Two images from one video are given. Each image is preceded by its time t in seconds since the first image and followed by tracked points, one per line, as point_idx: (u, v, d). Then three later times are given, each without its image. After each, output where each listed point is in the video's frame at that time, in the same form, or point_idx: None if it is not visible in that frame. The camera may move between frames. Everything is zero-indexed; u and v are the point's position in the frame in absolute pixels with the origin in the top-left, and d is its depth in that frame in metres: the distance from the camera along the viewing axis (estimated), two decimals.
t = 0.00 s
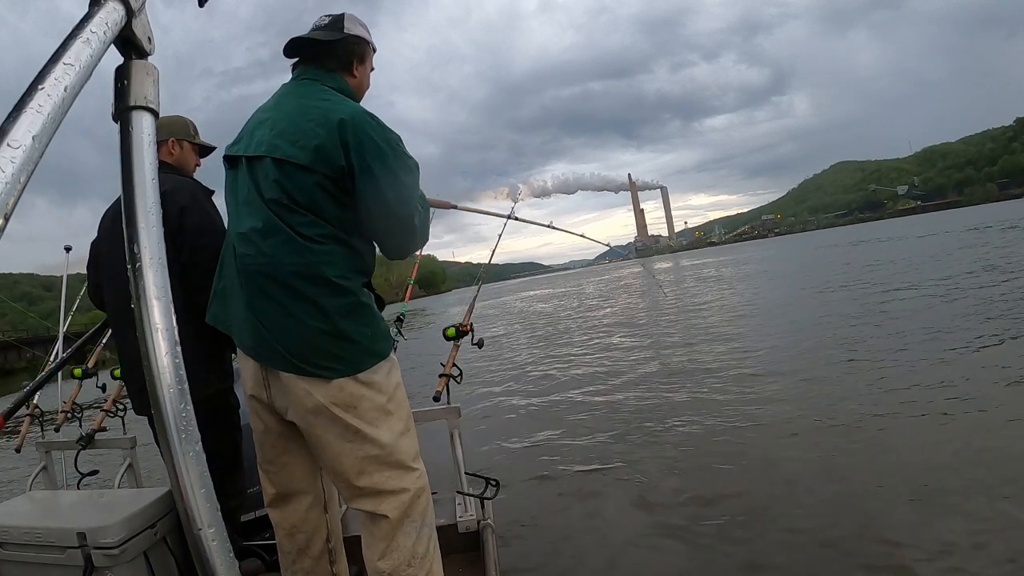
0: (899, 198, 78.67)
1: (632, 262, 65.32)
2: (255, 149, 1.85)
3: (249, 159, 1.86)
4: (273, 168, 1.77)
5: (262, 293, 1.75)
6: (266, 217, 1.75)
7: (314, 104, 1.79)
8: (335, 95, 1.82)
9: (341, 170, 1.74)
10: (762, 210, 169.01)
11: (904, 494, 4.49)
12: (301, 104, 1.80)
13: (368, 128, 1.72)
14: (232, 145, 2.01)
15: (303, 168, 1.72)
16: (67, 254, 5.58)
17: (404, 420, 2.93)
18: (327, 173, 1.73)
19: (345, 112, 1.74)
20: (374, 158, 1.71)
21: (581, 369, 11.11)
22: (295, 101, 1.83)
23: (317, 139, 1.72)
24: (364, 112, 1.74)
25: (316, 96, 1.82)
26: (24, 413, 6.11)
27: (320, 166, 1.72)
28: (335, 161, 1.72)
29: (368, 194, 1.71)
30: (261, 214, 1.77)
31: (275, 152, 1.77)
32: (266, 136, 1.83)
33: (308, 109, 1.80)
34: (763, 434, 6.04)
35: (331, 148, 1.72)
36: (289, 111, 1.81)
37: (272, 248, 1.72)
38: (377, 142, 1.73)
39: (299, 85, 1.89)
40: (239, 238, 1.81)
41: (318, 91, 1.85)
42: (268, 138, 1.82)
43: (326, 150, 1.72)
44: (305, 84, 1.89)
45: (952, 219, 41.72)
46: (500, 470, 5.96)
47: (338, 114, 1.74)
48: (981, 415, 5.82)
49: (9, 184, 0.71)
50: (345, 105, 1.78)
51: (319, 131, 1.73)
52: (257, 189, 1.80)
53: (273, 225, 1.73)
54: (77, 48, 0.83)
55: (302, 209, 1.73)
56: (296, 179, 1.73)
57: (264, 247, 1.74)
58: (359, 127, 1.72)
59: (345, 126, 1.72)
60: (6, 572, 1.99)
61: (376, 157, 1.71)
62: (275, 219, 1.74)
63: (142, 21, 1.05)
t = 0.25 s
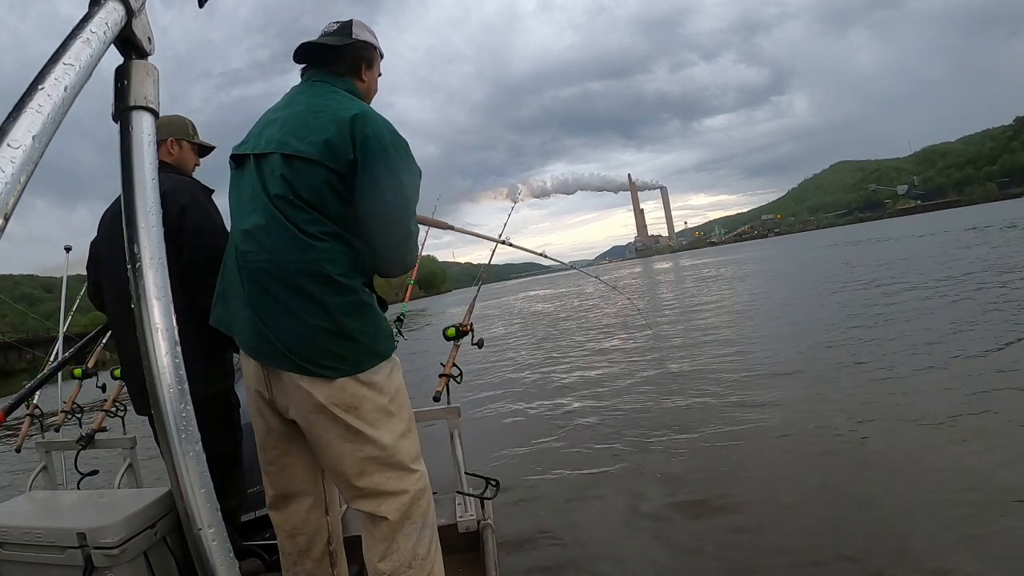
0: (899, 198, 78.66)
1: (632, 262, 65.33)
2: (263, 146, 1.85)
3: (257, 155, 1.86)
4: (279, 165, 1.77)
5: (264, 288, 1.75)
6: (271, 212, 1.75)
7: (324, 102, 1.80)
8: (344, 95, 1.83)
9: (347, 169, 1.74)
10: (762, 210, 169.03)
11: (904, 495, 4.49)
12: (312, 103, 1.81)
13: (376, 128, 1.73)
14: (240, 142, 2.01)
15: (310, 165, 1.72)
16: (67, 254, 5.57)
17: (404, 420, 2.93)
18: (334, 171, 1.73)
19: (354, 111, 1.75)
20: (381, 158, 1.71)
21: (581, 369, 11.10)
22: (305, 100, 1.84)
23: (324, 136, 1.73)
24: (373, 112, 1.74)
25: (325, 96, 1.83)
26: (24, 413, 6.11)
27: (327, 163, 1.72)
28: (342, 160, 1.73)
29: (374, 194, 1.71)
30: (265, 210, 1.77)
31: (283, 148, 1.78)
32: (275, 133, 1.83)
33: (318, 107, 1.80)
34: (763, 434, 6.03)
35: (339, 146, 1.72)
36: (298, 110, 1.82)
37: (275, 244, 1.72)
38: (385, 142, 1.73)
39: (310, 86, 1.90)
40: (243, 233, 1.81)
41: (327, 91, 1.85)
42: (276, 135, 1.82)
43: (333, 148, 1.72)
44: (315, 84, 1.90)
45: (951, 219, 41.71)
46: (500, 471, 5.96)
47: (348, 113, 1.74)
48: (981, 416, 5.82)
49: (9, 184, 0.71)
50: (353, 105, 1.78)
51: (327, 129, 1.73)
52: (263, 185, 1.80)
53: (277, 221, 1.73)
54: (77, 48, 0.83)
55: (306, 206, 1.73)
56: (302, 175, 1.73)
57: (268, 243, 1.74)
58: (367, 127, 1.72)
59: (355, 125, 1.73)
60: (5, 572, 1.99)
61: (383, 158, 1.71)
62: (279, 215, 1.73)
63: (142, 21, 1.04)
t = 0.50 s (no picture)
0: (899, 198, 78.67)
1: (632, 262, 65.33)
2: (266, 144, 1.86)
3: (260, 153, 1.86)
4: (280, 164, 1.77)
5: (264, 286, 1.75)
6: (272, 211, 1.75)
7: (327, 102, 1.80)
8: (348, 95, 1.83)
9: (348, 168, 1.73)
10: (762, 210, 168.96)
11: (904, 494, 4.48)
12: (315, 102, 1.81)
13: (378, 129, 1.72)
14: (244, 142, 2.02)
15: (311, 164, 1.73)
16: (66, 255, 5.57)
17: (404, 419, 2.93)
18: (334, 170, 1.73)
19: (356, 111, 1.75)
20: (382, 158, 1.70)
21: (581, 369, 11.10)
22: (308, 99, 1.84)
23: (326, 136, 1.73)
24: (376, 113, 1.74)
25: (328, 96, 1.83)
26: (24, 413, 6.11)
27: (329, 162, 1.72)
28: (344, 159, 1.72)
29: (373, 194, 1.71)
30: (267, 208, 1.77)
31: (284, 147, 1.78)
32: (278, 131, 1.84)
33: (321, 107, 1.80)
34: (762, 433, 6.04)
35: (340, 146, 1.72)
36: (301, 110, 1.82)
37: (275, 242, 1.73)
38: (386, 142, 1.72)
39: (314, 85, 1.90)
40: (244, 231, 1.82)
41: (331, 91, 1.86)
42: (279, 133, 1.83)
43: (335, 147, 1.72)
44: (320, 84, 1.90)
45: (951, 219, 41.71)
46: (500, 471, 5.96)
47: (350, 112, 1.74)
48: (979, 415, 5.82)
49: (9, 183, 0.71)
50: (356, 105, 1.78)
51: (329, 128, 1.73)
52: (265, 183, 1.80)
53: (278, 219, 1.74)
54: (78, 48, 0.83)
55: (307, 205, 1.73)
56: (303, 174, 1.73)
57: (268, 241, 1.74)
58: (369, 127, 1.72)
59: (357, 125, 1.72)
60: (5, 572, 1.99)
61: (384, 158, 1.71)
62: (280, 214, 1.74)
63: (142, 22, 1.05)
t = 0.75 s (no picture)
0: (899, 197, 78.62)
1: (632, 262, 65.29)
2: (261, 147, 1.87)
3: (255, 157, 1.88)
4: (275, 167, 1.78)
5: (261, 288, 1.76)
6: (267, 214, 1.76)
7: (319, 104, 1.80)
8: (340, 97, 1.83)
9: (341, 170, 1.73)
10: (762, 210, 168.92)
11: (904, 494, 4.48)
12: (307, 103, 1.82)
13: (369, 130, 1.71)
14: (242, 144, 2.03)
15: (304, 167, 1.73)
16: (66, 254, 5.58)
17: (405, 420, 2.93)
18: (327, 173, 1.73)
19: (348, 113, 1.74)
20: (373, 159, 1.69)
21: (581, 369, 11.09)
22: (301, 101, 1.84)
23: (318, 138, 1.73)
24: (367, 114, 1.73)
25: (321, 97, 1.83)
26: (24, 413, 6.11)
27: (321, 165, 1.72)
28: (336, 162, 1.72)
29: (366, 194, 1.70)
30: (263, 212, 1.78)
31: (278, 150, 1.79)
32: (271, 134, 1.84)
33: (313, 109, 1.80)
34: (763, 433, 6.03)
35: (332, 147, 1.72)
36: (294, 112, 1.82)
37: (271, 245, 1.74)
38: (377, 142, 1.71)
39: (307, 86, 1.90)
40: (242, 235, 1.83)
41: (324, 92, 1.85)
42: (273, 136, 1.83)
43: (327, 149, 1.72)
44: (313, 84, 1.90)
45: (951, 218, 41.68)
46: (500, 470, 5.96)
47: (342, 114, 1.74)
48: (980, 415, 5.82)
49: (9, 184, 0.71)
50: (348, 107, 1.78)
51: (321, 131, 1.73)
52: (261, 187, 1.81)
53: (274, 222, 1.75)
54: (78, 48, 0.83)
55: (301, 208, 1.74)
56: (297, 177, 1.74)
57: (265, 244, 1.75)
58: (361, 128, 1.71)
59: (348, 126, 1.72)
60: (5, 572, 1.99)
61: (375, 158, 1.70)
62: (275, 217, 1.75)
63: (142, 21, 1.05)
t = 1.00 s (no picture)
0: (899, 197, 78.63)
1: (632, 262, 65.29)
2: (256, 151, 1.88)
3: (252, 160, 1.89)
4: (270, 171, 1.79)
5: (261, 291, 1.78)
6: (265, 218, 1.78)
7: (311, 107, 1.79)
8: (332, 98, 1.81)
9: (332, 173, 1.72)
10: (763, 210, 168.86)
11: (904, 494, 4.49)
12: (299, 106, 1.81)
13: (358, 132, 1.69)
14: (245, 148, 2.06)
15: (296, 170, 1.73)
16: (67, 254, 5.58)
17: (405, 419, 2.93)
18: (318, 177, 1.72)
19: (337, 115, 1.72)
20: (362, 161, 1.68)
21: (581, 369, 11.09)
22: (294, 104, 1.84)
23: (309, 142, 1.73)
24: (356, 115, 1.71)
25: (313, 99, 1.82)
26: (24, 413, 6.11)
27: (312, 169, 1.72)
28: (327, 165, 1.71)
29: (356, 197, 1.68)
30: (261, 215, 1.80)
31: (272, 154, 1.80)
32: (265, 137, 1.85)
33: (305, 111, 1.80)
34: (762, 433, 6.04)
35: (323, 151, 1.71)
36: (287, 115, 1.82)
37: (269, 249, 1.76)
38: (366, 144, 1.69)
39: (298, 89, 1.90)
40: (242, 238, 1.85)
41: (317, 93, 1.85)
42: (267, 140, 1.84)
43: (317, 153, 1.72)
44: (305, 86, 1.89)
45: (951, 218, 41.68)
46: (500, 470, 5.96)
47: (331, 117, 1.73)
48: (980, 415, 5.82)
49: (9, 184, 0.71)
50: (338, 108, 1.76)
51: (311, 134, 1.73)
52: (258, 190, 1.83)
53: (271, 226, 1.76)
54: (78, 48, 0.83)
55: (296, 211, 1.74)
56: (290, 181, 1.74)
57: (263, 247, 1.77)
58: (350, 129, 1.70)
59: (337, 129, 1.70)
60: (5, 572, 1.99)
61: (365, 161, 1.68)
62: (272, 221, 1.76)
63: (142, 22, 1.05)
